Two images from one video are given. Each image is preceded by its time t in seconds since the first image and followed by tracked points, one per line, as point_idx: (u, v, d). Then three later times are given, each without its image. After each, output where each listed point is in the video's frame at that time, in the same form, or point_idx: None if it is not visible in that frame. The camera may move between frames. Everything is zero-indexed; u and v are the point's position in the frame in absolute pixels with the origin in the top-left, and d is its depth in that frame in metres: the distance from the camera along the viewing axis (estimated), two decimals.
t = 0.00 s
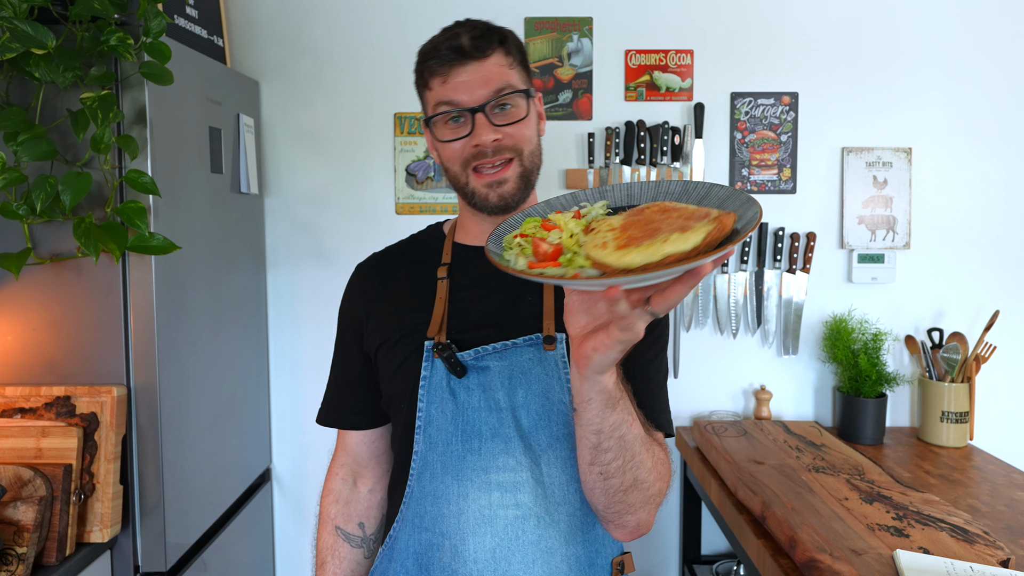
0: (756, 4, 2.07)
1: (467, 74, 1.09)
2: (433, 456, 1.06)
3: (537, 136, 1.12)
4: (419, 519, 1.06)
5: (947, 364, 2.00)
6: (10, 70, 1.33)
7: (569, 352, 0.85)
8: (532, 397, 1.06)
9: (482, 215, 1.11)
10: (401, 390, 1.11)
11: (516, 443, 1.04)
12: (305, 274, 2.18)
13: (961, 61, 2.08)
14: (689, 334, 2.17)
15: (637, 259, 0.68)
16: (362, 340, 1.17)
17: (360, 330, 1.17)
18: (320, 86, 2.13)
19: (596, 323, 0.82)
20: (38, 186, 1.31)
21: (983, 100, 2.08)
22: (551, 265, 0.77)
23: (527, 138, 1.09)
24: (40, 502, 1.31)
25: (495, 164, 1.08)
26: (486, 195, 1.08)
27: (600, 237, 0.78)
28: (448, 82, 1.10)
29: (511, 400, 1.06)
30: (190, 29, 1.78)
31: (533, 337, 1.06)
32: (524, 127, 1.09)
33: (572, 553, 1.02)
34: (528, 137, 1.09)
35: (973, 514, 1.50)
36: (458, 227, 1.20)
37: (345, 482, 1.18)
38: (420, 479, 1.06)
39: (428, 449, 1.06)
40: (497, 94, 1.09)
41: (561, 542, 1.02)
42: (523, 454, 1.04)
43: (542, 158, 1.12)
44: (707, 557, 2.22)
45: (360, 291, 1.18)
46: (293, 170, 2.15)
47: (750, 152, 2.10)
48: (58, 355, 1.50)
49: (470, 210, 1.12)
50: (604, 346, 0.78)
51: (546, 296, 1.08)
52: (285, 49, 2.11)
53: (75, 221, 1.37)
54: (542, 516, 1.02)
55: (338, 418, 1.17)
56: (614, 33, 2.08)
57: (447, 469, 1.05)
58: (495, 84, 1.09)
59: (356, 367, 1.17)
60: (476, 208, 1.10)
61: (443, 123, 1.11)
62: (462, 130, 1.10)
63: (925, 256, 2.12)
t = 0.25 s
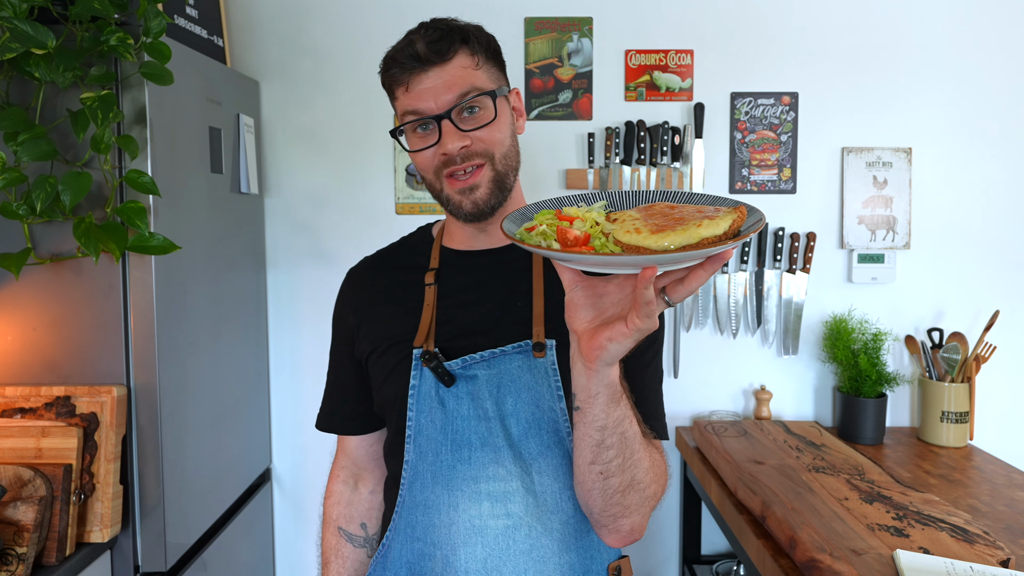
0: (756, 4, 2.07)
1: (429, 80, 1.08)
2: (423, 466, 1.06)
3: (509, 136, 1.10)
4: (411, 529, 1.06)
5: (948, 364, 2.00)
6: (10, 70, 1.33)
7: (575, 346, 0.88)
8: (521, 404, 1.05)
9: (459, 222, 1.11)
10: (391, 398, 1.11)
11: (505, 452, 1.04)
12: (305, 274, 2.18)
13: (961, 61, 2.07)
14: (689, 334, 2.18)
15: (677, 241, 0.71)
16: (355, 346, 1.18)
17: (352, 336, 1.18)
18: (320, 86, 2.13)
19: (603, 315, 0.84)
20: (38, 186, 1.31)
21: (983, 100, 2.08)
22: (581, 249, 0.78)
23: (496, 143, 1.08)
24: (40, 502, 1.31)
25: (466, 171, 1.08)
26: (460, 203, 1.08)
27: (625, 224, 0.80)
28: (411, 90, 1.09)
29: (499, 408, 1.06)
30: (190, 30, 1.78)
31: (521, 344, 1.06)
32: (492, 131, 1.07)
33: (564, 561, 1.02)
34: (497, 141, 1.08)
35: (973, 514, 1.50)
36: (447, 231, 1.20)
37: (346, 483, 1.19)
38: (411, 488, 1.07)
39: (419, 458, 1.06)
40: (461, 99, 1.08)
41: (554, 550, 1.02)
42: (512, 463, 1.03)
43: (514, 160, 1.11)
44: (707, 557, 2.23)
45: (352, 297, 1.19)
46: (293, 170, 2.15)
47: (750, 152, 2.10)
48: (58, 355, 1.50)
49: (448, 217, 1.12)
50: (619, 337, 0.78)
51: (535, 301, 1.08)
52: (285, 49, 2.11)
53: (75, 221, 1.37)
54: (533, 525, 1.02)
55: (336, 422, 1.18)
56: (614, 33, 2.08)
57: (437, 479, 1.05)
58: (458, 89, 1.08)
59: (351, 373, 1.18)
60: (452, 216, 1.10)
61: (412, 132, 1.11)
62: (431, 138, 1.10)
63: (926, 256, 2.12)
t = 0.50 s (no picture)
0: (756, 4, 2.07)
1: (436, 72, 1.08)
2: (419, 472, 1.06)
3: (511, 135, 1.10)
4: (407, 536, 1.06)
5: (947, 364, 2.00)
6: (10, 70, 1.33)
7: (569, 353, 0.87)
8: (517, 409, 1.06)
9: (454, 218, 1.10)
10: (383, 405, 1.11)
11: (502, 457, 1.04)
12: (304, 274, 2.18)
13: (961, 62, 2.08)
14: (688, 333, 2.18)
15: (657, 253, 0.71)
16: (344, 350, 1.18)
17: (341, 340, 1.18)
18: (320, 86, 2.13)
19: (597, 322, 0.84)
20: (38, 186, 1.31)
21: (983, 101, 2.08)
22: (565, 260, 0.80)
23: (501, 141, 1.07)
24: (40, 502, 1.31)
25: (466, 167, 1.07)
26: (458, 200, 1.07)
27: (612, 232, 0.80)
28: (416, 80, 1.09)
29: (496, 413, 1.06)
30: (190, 29, 1.78)
31: (517, 348, 1.06)
32: (496, 128, 1.07)
33: (564, 566, 1.02)
34: (500, 139, 1.07)
35: (973, 514, 1.50)
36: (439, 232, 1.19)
37: (335, 490, 1.18)
38: (406, 495, 1.06)
39: (415, 465, 1.06)
40: (467, 93, 1.08)
41: (552, 555, 1.02)
42: (509, 469, 1.03)
43: (515, 160, 1.10)
44: (707, 557, 2.23)
45: (339, 301, 1.18)
46: (293, 170, 2.15)
47: (750, 152, 2.10)
48: (58, 355, 1.50)
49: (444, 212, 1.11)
50: (610, 348, 0.78)
51: (529, 303, 1.08)
52: (285, 49, 2.11)
53: (75, 221, 1.37)
54: (531, 531, 1.02)
55: (324, 427, 1.18)
56: (614, 33, 2.08)
57: (434, 485, 1.05)
58: (463, 83, 1.08)
59: (340, 377, 1.19)
60: (449, 211, 1.09)
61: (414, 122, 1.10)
62: (432, 131, 1.09)
63: (926, 256, 2.12)
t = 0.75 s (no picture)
0: (756, 4, 2.07)
1: (437, 67, 1.07)
2: (417, 478, 1.05)
3: (511, 134, 1.10)
4: (405, 545, 1.05)
5: (947, 364, 2.00)
6: (10, 70, 1.33)
7: (577, 351, 0.87)
8: (520, 412, 1.06)
9: (450, 218, 1.10)
10: (379, 409, 1.10)
11: (504, 462, 1.03)
12: (304, 274, 2.18)
13: (961, 62, 2.08)
14: (688, 334, 2.18)
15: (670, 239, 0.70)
16: (332, 354, 1.15)
17: (330, 343, 1.15)
18: (320, 86, 2.13)
19: (605, 318, 0.84)
20: (38, 186, 1.31)
21: (983, 101, 2.08)
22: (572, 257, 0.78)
23: (501, 139, 1.07)
24: (40, 502, 1.31)
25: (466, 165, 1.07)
26: (457, 199, 1.07)
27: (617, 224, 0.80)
28: (416, 75, 1.08)
29: (498, 417, 1.06)
30: (190, 30, 1.78)
31: (518, 349, 1.06)
32: (497, 126, 1.07)
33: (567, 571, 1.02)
34: (500, 138, 1.07)
35: (973, 515, 1.50)
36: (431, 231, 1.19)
37: (313, 501, 1.15)
38: (404, 502, 1.05)
39: (412, 471, 1.05)
40: (467, 89, 1.07)
41: (555, 560, 1.02)
42: (512, 473, 1.03)
43: (514, 160, 1.10)
44: (707, 557, 2.23)
45: (328, 303, 1.16)
46: (293, 170, 2.15)
47: (750, 152, 2.10)
48: (58, 355, 1.50)
49: (439, 211, 1.11)
50: (624, 342, 0.78)
51: (529, 305, 1.08)
52: (284, 49, 2.11)
53: (75, 221, 1.37)
54: (534, 536, 1.01)
55: (306, 435, 1.14)
56: (614, 33, 2.08)
57: (433, 492, 1.04)
58: (463, 78, 1.07)
59: (326, 382, 1.15)
60: (446, 211, 1.09)
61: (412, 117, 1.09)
62: (432, 127, 1.08)
63: (926, 256, 2.12)
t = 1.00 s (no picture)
0: (756, 4, 2.07)
1: (485, 63, 1.03)
2: (415, 488, 1.05)
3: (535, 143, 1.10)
4: (403, 556, 1.04)
5: (948, 364, 2.00)
6: (10, 70, 1.33)
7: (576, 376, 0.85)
8: (519, 417, 1.06)
9: (463, 217, 1.09)
10: (371, 418, 1.09)
11: (504, 469, 1.03)
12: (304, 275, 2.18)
13: (961, 62, 2.08)
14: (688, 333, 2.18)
15: (652, 279, 0.67)
16: (320, 361, 1.14)
17: (317, 350, 1.14)
18: (320, 86, 2.13)
19: (605, 344, 0.81)
20: (38, 186, 1.31)
21: (983, 101, 2.08)
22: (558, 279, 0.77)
23: (529, 147, 1.07)
24: (40, 502, 1.31)
25: (494, 168, 1.06)
26: (479, 199, 1.06)
27: (612, 253, 0.77)
28: (462, 67, 1.04)
29: (498, 422, 1.05)
30: (190, 29, 1.78)
31: (517, 353, 1.06)
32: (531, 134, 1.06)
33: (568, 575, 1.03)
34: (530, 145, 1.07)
35: (973, 514, 1.50)
36: (426, 231, 1.19)
37: (299, 517, 1.14)
38: (401, 512, 1.05)
39: (410, 480, 1.05)
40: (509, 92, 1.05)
41: (557, 566, 1.02)
42: (512, 480, 1.03)
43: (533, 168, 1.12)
44: (707, 557, 2.23)
45: (314, 309, 1.15)
46: (292, 170, 2.15)
47: (750, 152, 2.10)
48: (58, 355, 1.50)
49: (451, 208, 1.10)
50: (615, 375, 0.76)
51: (526, 306, 1.08)
52: (284, 49, 2.11)
53: (75, 221, 1.37)
54: (536, 543, 1.01)
55: (291, 447, 1.13)
56: (614, 32, 2.08)
57: (432, 502, 1.04)
58: (509, 81, 1.04)
59: (313, 391, 1.14)
60: (464, 210, 1.08)
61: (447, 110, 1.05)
62: (467, 123, 1.05)
63: (926, 256, 2.12)
